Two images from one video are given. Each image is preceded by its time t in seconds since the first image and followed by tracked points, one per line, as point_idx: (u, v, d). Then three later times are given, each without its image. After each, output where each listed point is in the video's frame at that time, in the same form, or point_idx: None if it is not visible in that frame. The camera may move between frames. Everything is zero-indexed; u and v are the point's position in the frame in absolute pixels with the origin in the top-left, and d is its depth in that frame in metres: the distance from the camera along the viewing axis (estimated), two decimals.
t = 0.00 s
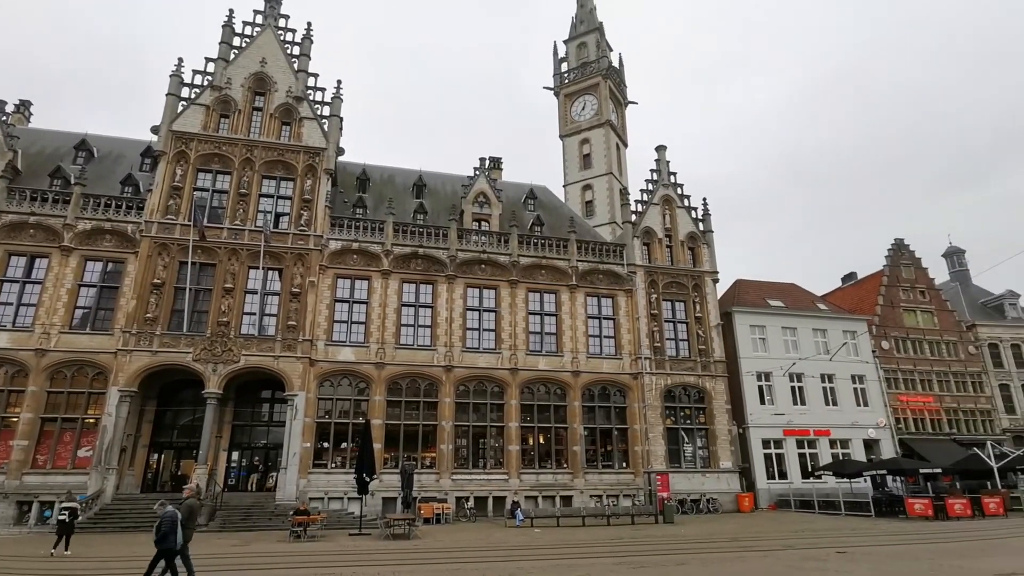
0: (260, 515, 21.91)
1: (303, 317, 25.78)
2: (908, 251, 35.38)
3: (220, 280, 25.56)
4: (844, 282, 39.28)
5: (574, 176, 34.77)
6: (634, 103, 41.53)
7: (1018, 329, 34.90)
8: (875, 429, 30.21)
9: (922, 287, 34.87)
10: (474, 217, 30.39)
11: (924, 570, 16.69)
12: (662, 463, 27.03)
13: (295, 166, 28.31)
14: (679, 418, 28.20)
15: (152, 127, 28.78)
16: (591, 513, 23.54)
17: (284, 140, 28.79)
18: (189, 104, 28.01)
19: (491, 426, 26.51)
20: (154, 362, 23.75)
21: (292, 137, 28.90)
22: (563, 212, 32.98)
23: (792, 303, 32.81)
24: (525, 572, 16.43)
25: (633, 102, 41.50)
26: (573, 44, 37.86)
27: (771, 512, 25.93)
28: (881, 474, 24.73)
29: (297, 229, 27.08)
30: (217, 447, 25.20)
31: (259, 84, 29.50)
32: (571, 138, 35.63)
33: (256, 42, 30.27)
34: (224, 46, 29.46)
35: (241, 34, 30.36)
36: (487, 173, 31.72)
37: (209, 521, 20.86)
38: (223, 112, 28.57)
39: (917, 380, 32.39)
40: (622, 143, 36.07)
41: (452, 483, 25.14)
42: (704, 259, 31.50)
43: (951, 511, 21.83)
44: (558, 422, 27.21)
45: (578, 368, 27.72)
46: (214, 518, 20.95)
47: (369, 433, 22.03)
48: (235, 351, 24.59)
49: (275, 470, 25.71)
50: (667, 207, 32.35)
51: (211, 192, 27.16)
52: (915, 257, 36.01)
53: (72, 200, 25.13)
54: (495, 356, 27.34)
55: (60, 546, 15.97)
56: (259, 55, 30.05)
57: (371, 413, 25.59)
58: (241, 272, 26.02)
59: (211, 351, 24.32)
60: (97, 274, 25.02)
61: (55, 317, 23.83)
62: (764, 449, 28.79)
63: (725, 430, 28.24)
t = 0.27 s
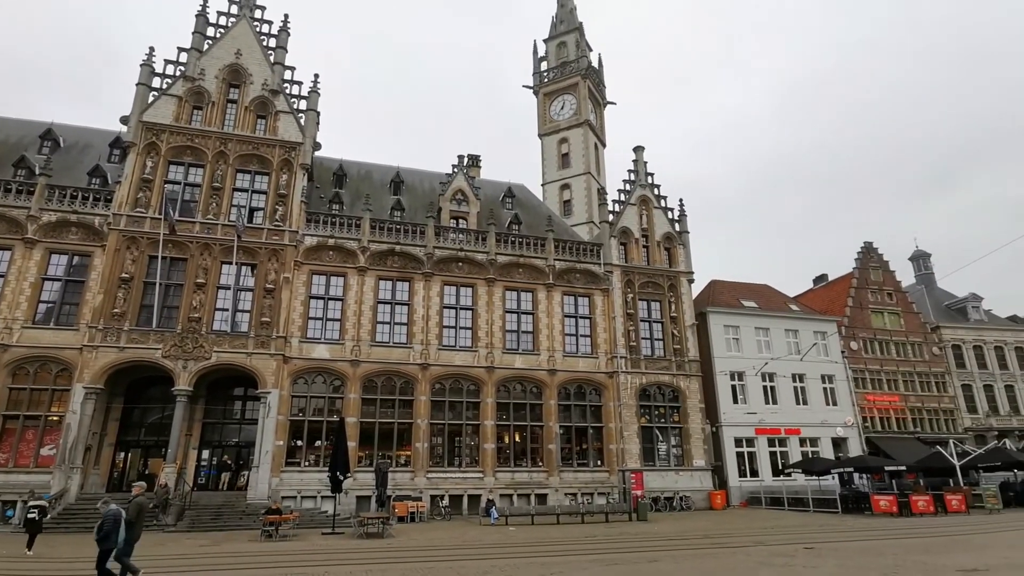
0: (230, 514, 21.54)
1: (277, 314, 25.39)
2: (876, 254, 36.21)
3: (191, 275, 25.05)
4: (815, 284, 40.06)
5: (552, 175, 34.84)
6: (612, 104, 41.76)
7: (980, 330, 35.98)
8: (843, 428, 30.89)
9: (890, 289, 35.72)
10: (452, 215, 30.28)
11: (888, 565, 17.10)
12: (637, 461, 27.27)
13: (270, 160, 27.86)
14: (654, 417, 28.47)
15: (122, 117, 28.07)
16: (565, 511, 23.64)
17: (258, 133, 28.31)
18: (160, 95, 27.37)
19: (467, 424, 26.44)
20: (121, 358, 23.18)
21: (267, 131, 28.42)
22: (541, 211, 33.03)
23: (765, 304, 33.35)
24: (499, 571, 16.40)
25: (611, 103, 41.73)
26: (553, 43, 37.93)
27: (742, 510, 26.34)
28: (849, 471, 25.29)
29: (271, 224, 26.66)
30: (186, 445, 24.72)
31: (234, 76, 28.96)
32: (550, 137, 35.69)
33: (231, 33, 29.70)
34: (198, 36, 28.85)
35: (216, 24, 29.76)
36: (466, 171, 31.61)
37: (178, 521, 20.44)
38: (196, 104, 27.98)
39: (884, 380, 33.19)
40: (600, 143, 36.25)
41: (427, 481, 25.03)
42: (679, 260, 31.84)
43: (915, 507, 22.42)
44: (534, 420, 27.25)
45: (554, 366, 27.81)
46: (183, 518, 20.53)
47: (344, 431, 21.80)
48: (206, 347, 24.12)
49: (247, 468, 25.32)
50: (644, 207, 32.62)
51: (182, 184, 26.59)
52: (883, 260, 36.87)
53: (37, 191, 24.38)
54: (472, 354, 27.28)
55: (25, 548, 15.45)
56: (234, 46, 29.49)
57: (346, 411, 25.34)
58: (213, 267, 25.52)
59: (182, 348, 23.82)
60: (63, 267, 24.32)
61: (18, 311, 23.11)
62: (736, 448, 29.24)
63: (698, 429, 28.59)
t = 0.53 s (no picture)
0: (197, 514, 21.12)
1: (247, 309, 24.94)
2: (844, 257, 37.06)
3: (158, 269, 24.46)
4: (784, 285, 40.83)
5: (528, 173, 34.87)
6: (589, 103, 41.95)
7: (940, 332, 37.13)
8: (809, 426, 31.59)
9: (856, 291, 36.61)
10: (427, 212, 30.11)
11: (850, 560, 17.55)
12: (609, 459, 27.49)
13: (241, 153, 27.32)
14: (626, 415, 28.73)
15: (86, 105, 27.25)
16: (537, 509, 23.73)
17: (230, 125, 27.75)
18: (127, 84, 26.62)
19: (440, 422, 26.35)
20: (83, 353, 22.54)
21: (239, 123, 27.87)
22: (517, 209, 33.04)
23: (736, 304, 33.89)
24: (469, 569, 16.39)
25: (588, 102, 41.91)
26: (530, 42, 37.92)
27: (712, 507, 26.76)
28: (814, 468, 25.88)
29: (242, 218, 26.17)
30: (151, 442, 24.16)
31: (204, 66, 28.33)
32: (526, 136, 35.70)
33: (202, 22, 29.03)
34: (167, 24, 28.13)
35: (186, 12, 29.06)
36: (441, 167, 31.45)
37: (142, 520, 19.95)
38: (165, 93, 27.30)
39: (849, 380, 34.03)
40: (576, 143, 36.40)
41: (399, 479, 24.89)
42: (653, 260, 32.17)
43: (876, 503, 23.04)
44: (507, 418, 27.29)
45: (528, 364, 27.87)
46: (147, 517, 20.04)
47: (315, 429, 21.52)
48: (173, 343, 23.59)
49: (214, 466, 24.85)
50: (619, 207, 32.86)
51: (150, 176, 25.93)
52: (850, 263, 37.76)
53: None
54: (445, 352, 27.18)
55: None
56: (205, 35, 28.84)
57: (317, 408, 25.04)
58: (181, 261, 24.96)
59: (147, 343, 23.26)
60: (22, 259, 23.53)
61: None
62: (706, 446, 29.69)
63: (669, 427, 28.94)
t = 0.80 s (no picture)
0: (162, 514, 20.62)
1: (217, 305, 24.44)
2: (813, 259, 37.80)
3: (124, 263, 23.82)
4: (755, 287, 41.51)
5: (505, 172, 34.83)
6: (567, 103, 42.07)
7: (903, 334, 38.16)
8: (778, 425, 32.19)
9: (824, 294, 37.39)
10: (402, 209, 29.88)
11: (815, 556, 17.93)
12: (581, 458, 27.64)
13: (212, 145, 26.75)
14: (599, 414, 28.90)
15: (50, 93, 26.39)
16: (509, 507, 23.73)
17: (200, 117, 27.15)
18: (93, 71, 25.86)
19: (413, 420, 26.18)
20: (44, 348, 21.85)
21: (210, 114, 27.28)
22: (494, 208, 32.99)
23: (708, 305, 34.36)
24: (440, 567, 16.32)
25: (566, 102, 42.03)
26: (509, 40, 37.87)
27: (682, 505, 27.09)
28: (782, 467, 26.37)
29: (213, 212, 25.63)
30: (115, 441, 23.54)
31: (175, 55, 27.66)
32: (503, 134, 35.65)
33: (173, 10, 28.34)
34: (136, 11, 27.39)
35: None
36: (417, 164, 31.23)
37: (104, 521, 19.40)
38: (133, 82, 26.58)
39: (816, 380, 34.75)
40: (553, 142, 36.48)
41: (371, 477, 24.66)
42: (627, 260, 32.43)
43: (840, 500, 23.60)
44: (480, 416, 27.24)
45: (502, 363, 27.86)
46: (109, 518, 19.49)
47: (286, 427, 21.19)
48: (139, 339, 23.01)
49: (180, 465, 24.31)
50: (594, 207, 33.04)
51: (116, 167, 25.23)
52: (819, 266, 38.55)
53: None
54: (419, 350, 27.01)
55: None
56: (175, 24, 28.16)
57: (288, 406, 24.65)
58: (148, 255, 24.34)
59: (111, 339, 22.64)
60: None
61: None
62: (678, 445, 30.05)
63: (642, 426, 29.22)
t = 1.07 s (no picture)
0: (114, 514, 19.92)
1: (176, 299, 23.74)
2: (776, 264, 38.68)
3: (77, 255, 22.95)
4: (720, 289, 42.27)
5: (475, 170, 34.70)
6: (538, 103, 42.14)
7: (860, 337, 39.37)
8: (739, 425, 32.86)
9: (786, 297, 38.28)
10: (371, 205, 29.51)
11: (771, 553, 18.34)
12: (547, 457, 27.75)
13: (174, 135, 25.97)
14: (565, 413, 29.06)
15: None
16: (474, 506, 23.66)
17: (161, 105, 26.32)
18: (47, 54, 24.84)
19: (378, 419, 25.87)
20: None
21: (172, 103, 26.48)
22: (463, 206, 32.85)
23: (674, 307, 34.86)
24: (402, 567, 16.14)
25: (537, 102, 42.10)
26: (481, 38, 37.74)
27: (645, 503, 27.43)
28: (742, 466, 26.93)
29: (173, 203, 24.88)
30: (65, 439, 22.69)
31: (135, 40, 26.76)
32: (475, 132, 35.53)
33: None
34: None
35: None
36: (387, 160, 30.88)
37: (52, 522, 18.66)
38: (90, 67, 25.63)
39: (777, 381, 35.58)
40: (524, 142, 36.51)
41: (335, 477, 24.29)
42: (595, 261, 32.68)
43: (797, 498, 24.20)
44: (446, 415, 27.10)
45: (469, 362, 27.76)
46: (57, 519, 18.75)
47: (246, 424, 20.71)
48: (93, 333, 22.21)
49: (135, 464, 23.58)
50: (564, 208, 33.19)
51: (70, 154, 24.27)
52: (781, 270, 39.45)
53: None
54: (385, 348, 26.72)
55: None
56: (137, 8, 27.24)
57: (249, 404, 24.10)
58: (103, 247, 23.50)
59: (63, 333, 21.81)
60: None
61: None
62: (642, 444, 30.43)
63: (607, 425, 29.49)
